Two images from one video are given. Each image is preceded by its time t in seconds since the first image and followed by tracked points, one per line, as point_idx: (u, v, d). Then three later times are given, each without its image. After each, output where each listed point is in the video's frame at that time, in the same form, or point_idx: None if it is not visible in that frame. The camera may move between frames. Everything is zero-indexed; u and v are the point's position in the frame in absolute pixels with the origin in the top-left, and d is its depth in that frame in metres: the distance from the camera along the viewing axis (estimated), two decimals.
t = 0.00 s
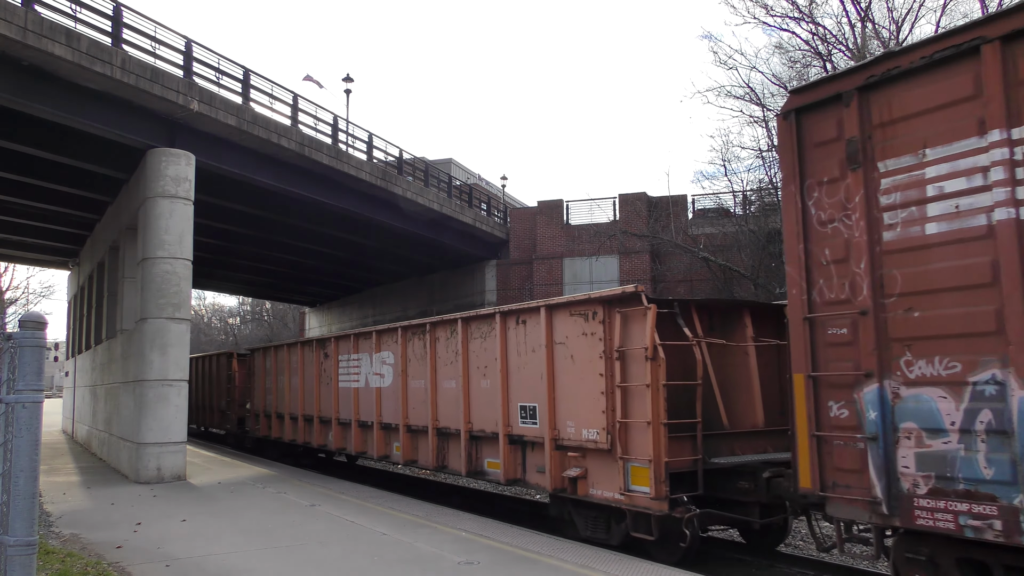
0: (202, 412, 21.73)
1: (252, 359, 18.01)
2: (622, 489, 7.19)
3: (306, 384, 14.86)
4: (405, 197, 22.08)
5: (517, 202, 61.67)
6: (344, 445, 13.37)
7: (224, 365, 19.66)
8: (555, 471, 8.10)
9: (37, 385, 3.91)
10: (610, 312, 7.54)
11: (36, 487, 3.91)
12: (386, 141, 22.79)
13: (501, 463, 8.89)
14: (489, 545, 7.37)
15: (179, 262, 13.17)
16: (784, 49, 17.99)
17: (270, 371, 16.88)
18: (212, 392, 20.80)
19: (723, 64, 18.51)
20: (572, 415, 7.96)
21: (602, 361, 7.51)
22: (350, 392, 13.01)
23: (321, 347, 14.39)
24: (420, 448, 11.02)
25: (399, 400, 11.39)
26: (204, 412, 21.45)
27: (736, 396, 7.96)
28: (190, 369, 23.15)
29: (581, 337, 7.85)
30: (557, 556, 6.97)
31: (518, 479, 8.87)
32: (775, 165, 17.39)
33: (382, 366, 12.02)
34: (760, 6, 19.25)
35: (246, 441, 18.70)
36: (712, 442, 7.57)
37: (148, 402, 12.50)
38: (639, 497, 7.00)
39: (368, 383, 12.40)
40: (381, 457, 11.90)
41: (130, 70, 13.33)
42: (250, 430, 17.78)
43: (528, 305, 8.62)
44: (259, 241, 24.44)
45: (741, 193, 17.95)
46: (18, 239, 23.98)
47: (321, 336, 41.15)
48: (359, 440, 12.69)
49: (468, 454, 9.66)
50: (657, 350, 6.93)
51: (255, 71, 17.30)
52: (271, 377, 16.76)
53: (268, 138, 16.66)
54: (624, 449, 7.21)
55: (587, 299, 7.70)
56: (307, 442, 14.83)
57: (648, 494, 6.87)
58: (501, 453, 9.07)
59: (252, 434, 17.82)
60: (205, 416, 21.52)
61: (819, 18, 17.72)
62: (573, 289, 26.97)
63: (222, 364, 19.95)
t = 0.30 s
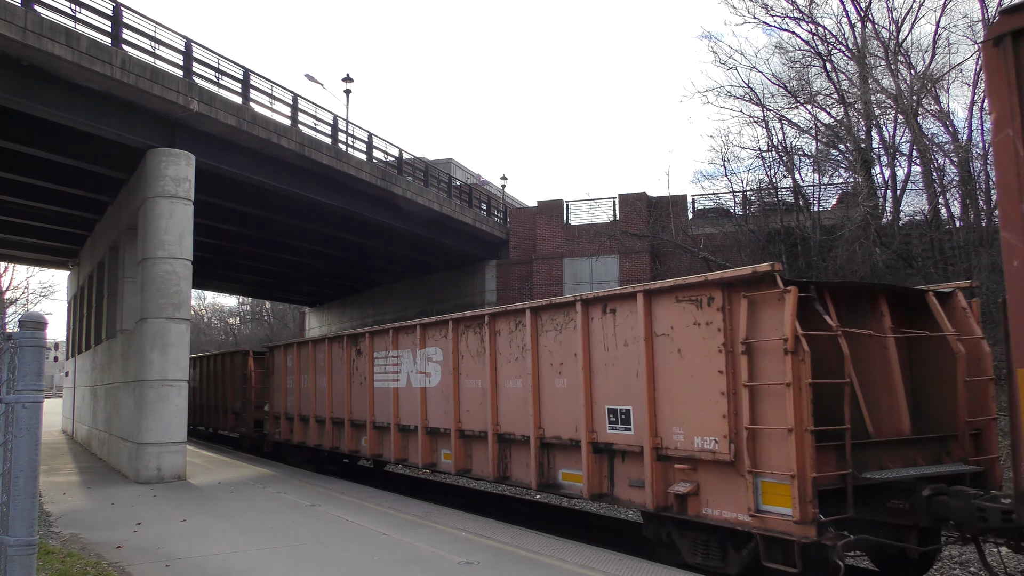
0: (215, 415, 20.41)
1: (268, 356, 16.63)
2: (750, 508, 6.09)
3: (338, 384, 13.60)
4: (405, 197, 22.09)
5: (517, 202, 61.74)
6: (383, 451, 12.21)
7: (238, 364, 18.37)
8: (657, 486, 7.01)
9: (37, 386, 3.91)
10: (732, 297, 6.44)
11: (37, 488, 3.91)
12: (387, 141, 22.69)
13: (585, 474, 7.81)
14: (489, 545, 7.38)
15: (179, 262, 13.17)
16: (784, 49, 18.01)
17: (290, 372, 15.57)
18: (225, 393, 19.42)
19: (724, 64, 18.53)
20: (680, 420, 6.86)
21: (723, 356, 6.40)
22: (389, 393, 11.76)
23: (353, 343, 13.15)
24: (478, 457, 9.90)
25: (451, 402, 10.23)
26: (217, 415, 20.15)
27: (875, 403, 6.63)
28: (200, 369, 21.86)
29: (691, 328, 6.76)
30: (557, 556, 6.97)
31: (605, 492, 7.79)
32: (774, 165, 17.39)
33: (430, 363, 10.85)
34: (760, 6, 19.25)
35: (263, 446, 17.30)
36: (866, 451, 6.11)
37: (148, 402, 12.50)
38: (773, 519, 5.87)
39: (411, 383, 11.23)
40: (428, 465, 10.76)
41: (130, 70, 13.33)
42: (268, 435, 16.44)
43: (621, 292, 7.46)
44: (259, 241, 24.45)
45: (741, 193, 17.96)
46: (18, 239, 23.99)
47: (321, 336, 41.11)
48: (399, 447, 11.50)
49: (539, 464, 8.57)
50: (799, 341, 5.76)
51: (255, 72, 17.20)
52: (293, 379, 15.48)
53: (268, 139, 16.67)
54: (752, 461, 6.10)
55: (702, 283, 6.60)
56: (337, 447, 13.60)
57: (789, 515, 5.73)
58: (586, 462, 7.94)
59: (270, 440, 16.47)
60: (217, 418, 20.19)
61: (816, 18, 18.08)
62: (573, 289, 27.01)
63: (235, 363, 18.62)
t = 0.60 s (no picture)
0: (227, 416, 19.43)
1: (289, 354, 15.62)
2: (943, 538, 4.81)
3: (371, 386, 12.18)
4: (405, 197, 22.08)
5: (517, 202, 61.76)
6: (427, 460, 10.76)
7: (254, 363, 17.40)
8: (802, 508, 5.63)
9: (37, 386, 3.91)
10: (910, 275, 5.14)
11: (37, 488, 3.92)
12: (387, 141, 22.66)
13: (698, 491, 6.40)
14: (489, 545, 7.38)
15: (179, 262, 13.17)
16: (784, 49, 18.00)
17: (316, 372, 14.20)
18: (239, 392, 18.43)
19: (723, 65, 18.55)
20: (831, 426, 5.49)
21: (899, 346, 5.08)
22: (437, 394, 10.30)
23: (390, 339, 11.68)
24: (551, 469, 8.45)
25: (515, 405, 8.79)
26: (231, 417, 19.14)
27: None
28: (211, 368, 20.93)
29: (851, 313, 5.41)
30: (556, 556, 6.96)
31: (723, 512, 6.39)
32: (774, 165, 17.38)
33: (487, 361, 9.38)
34: (760, 6, 19.25)
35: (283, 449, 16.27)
36: None
37: (148, 401, 12.51)
38: (978, 553, 4.62)
39: (463, 383, 9.80)
40: (485, 477, 9.30)
41: (130, 70, 13.34)
42: (289, 439, 15.19)
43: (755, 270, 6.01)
44: (259, 241, 24.46)
45: (741, 193, 17.94)
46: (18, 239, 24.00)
47: (321, 336, 41.08)
48: (449, 455, 10.04)
49: (634, 478, 7.14)
50: (1016, 329, 4.56)
51: (255, 72, 17.22)
52: (319, 379, 14.12)
53: (268, 139, 16.68)
54: (945, 480, 4.79)
55: (869, 257, 5.25)
56: (372, 454, 12.20)
57: (1004, 547, 4.50)
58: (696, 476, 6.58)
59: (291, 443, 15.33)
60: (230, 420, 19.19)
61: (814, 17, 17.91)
62: (573, 289, 27.00)
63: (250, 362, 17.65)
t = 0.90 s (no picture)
0: (240, 417, 18.32)
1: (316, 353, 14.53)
2: None
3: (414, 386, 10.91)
4: (405, 197, 22.07)
5: (517, 202, 61.85)
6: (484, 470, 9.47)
7: (274, 362, 16.29)
8: None
9: (37, 385, 3.91)
10: None
11: (36, 488, 3.91)
12: (387, 141, 22.67)
13: (868, 514, 5.09)
14: (489, 545, 7.38)
15: (178, 262, 13.17)
16: (784, 49, 18.00)
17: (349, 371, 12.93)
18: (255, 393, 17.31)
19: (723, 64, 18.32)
20: None
21: None
22: (497, 396, 9.01)
23: (439, 333, 10.40)
24: (647, 483, 7.11)
25: (602, 409, 7.45)
26: (245, 418, 18.00)
27: None
28: (222, 367, 19.86)
29: None
30: (556, 556, 6.95)
31: (899, 541, 5.12)
32: (774, 165, 17.38)
33: (562, 357, 8.06)
34: (760, 6, 19.24)
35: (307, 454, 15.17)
36: None
37: (148, 402, 12.50)
38: None
39: (530, 382, 8.50)
40: (561, 490, 8.00)
41: (130, 70, 13.34)
42: (315, 445, 14.10)
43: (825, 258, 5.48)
44: (259, 241, 24.47)
45: (741, 193, 17.92)
46: (18, 239, 24.01)
47: (321, 336, 41.04)
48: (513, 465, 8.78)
49: (769, 497, 5.83)
50: None
51: (255, 72, 17.27)
52: (351, 378, 12.91)
53: (269, 138, 16.68)
54: None
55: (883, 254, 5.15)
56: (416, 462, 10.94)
57: None
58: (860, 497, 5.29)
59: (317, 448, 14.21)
60: (245, 421, 18.11)
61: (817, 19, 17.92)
62: (573, 288, 27.02)
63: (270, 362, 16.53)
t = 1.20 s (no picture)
0: (259, 421, 17.29)
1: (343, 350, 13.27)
2: None
3: (468, 385, 9.61)
4: (405, 197, 22.07)
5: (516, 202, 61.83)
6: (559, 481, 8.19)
7: (298, 359, 15.30)
8: None
9: (37, 385, 3.91)
10: None
11: (36, 488, 3.91)
12: (387, 141, 22.64)
13: None
14: (489, 545, 7.37)
15: (178, 262, 13.17)
16: (784, 49, 17.99)
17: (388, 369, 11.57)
18: (275, 394, 16.31)
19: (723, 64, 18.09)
20: None
21: None
22: (576, 398, 7.71)
23: (499, 325, 9.09)
24: (787, 501, 5.82)
25: (722, 412, 6.14)
26: (265, 422, 16.99)
27: None
28: (237, 366, 18.89)
29: None
30: (556, 556, 6.94)
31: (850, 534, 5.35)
32: (774, 165, 17.38)
33: (663, 352, 6.75)
34: (760, 6, 19.21)
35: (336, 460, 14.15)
36: None
37: (148, 402, 12.50)
38: None
39: (621, 381, 7.20)
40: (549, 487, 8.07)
41: (131, 70, 13.33)
42: (345, 451, 12.74)
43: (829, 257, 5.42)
44: (259, 241, 24.48)
45: (741, 193, 17.89)
46: (18, 239, 23.99)
47: (321, 336, 40.98)
48: (598, 478, 7.49)
49: (974, 527, 4.55)
50: None
51: (255, 72, 17.20)
52: (388, 377, 11.52)
53: (269, 138, 16.67)
54: None
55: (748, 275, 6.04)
56: (470, 471, 9.74)
57: None
58: None
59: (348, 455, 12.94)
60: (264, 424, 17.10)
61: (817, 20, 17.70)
62: (573, 288, 27.01)
63: (292, 362, 15.51)
